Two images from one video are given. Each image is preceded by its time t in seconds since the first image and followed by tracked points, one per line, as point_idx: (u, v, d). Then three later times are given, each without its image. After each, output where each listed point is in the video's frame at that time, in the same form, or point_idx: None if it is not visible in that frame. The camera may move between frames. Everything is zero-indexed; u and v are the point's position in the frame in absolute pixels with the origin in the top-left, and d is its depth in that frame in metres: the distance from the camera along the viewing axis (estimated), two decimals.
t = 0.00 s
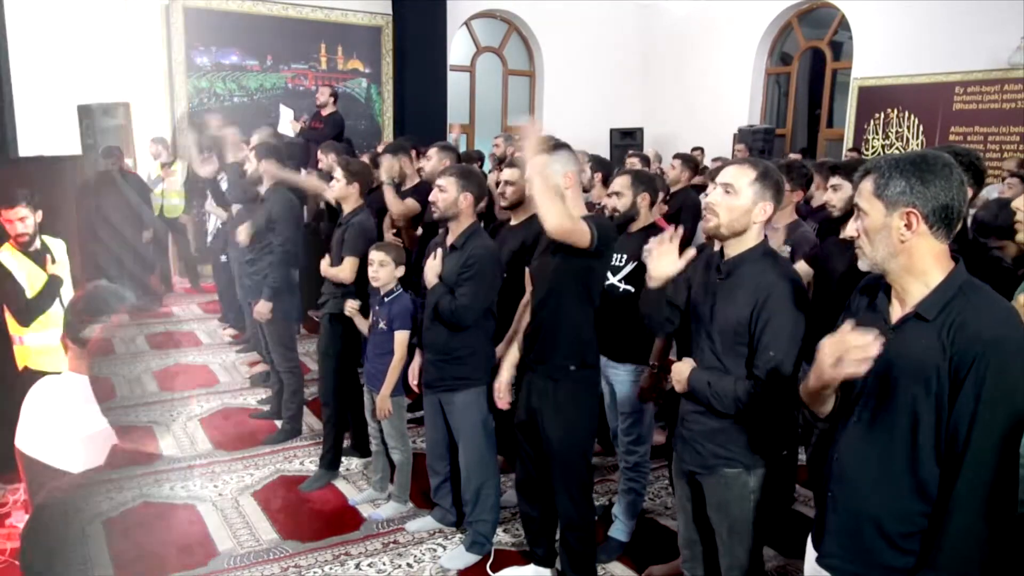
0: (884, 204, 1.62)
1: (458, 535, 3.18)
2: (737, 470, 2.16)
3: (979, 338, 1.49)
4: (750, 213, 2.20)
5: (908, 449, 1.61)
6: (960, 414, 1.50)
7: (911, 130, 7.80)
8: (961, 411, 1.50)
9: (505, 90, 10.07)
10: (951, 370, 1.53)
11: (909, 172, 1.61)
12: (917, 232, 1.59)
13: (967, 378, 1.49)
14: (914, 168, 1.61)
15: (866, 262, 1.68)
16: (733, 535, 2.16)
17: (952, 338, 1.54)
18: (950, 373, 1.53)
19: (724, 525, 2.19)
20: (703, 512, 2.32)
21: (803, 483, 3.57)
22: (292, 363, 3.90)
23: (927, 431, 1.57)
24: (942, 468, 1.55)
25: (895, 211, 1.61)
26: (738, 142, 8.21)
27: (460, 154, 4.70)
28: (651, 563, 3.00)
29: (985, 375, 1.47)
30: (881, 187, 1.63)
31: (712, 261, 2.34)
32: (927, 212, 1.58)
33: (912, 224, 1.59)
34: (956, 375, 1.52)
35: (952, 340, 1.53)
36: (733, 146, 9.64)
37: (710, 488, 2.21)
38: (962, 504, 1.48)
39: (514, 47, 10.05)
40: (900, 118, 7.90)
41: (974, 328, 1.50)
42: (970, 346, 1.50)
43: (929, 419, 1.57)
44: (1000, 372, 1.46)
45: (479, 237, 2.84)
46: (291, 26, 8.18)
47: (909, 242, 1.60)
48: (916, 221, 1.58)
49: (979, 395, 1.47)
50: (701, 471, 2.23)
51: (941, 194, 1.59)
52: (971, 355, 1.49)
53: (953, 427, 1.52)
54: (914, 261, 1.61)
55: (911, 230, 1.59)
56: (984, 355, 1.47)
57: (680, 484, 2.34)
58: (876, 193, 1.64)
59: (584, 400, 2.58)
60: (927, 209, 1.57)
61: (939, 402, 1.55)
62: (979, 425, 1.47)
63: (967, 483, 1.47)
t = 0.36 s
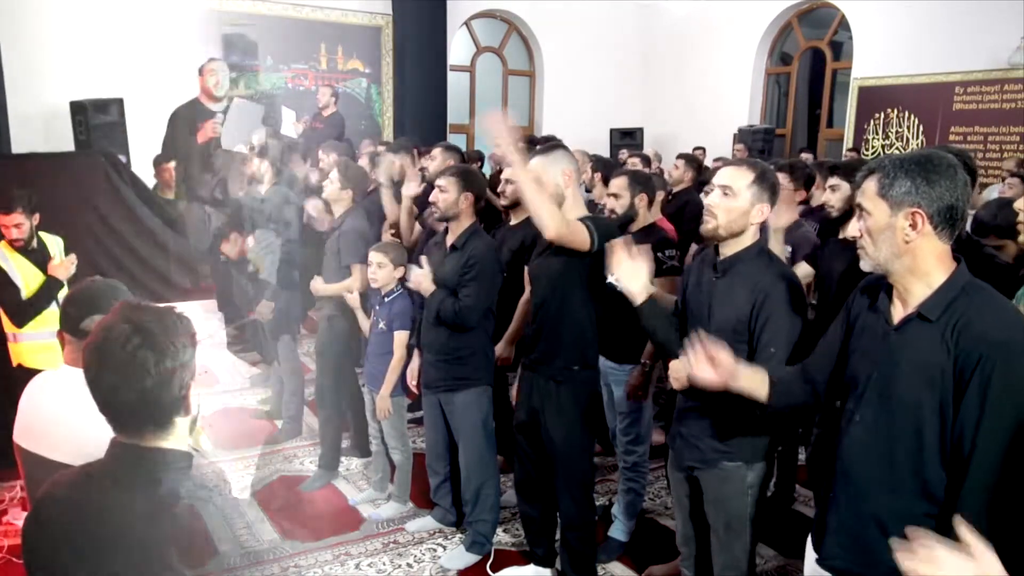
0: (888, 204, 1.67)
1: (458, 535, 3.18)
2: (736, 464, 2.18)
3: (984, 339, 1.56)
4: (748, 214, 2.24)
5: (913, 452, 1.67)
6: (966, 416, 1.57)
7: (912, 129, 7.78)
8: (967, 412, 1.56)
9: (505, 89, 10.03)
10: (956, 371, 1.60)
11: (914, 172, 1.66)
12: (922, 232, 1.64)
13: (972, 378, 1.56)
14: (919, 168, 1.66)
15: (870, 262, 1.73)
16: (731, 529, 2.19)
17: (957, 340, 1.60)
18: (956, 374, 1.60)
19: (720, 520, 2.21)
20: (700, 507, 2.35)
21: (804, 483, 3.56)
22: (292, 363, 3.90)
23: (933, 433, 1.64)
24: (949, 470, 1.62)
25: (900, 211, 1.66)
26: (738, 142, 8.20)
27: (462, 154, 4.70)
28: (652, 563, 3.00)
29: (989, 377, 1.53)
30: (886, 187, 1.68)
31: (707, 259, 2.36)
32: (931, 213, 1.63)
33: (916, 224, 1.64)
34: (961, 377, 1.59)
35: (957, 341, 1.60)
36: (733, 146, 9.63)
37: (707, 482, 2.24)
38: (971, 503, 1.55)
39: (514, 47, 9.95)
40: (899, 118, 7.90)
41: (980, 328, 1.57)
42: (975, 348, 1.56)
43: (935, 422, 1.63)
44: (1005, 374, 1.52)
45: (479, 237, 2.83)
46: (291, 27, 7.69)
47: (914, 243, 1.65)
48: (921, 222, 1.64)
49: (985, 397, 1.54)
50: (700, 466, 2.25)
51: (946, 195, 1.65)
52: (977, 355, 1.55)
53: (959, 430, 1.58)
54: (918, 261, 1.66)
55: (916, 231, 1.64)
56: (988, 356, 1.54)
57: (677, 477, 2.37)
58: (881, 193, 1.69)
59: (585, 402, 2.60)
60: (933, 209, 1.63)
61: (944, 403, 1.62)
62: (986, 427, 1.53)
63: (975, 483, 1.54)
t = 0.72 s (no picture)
0: (878, 203, 1.89)
1: (458, 535, 3.13)
2: (745, 467, 2.47)
3: (970, 338, 1.76)
4: (751, 213, 2.43)
5: (901, 447, 1.91)
6: (952, 409, 1.78)
7: (911, 128, 8.07)
8: (953, 405, 1.78)
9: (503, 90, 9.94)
10: (942, 368, 1.81)
11: (901, 173, 1.87)
12: (910, 229, 1.86)
13: (958, 374, 1.77)
14: (908, 170, 1.88)
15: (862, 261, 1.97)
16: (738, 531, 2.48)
17: (943, 337, 1.82)
18: (942, 372, 1.81)
19: (731, 522, 2.50)
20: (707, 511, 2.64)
21: (803, 482, 3.58)
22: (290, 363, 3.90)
23: (920, 427, 1.86)
24: (933, 463, 1.85)
25: (888, 210, 1.87)
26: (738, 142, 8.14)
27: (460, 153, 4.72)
28: (652, 563, 3.00)
29: (972, 373, 1.75)
30: (875, 187, 1.90)
31: (714, 256, 2.58)
32: (918, 211, 1.84)
33: (905, 222, 1.85)
34: (947, 372, 1.80)
35: (944, 340, 1.81)
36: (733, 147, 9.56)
37: (717, 484, 2.52)
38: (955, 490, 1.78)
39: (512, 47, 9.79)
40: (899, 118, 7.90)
41: (967, 327, 1.78)
42: (960, 347, 1.77)
43: (922, 415, 1.85)
44: (984, 370, 1.73)
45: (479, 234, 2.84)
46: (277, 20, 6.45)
47: (903, 240, 1.88)
48: (909, 219, 1.85)
49: (968, 391, 1.75)
50: (708, 468, 2.53)
51: (935, 194, 1.85)
52: (961, 354, 1.77)
53: (945, 420, 1.80)
54: (907, 260, 1.89)
55: (904, 229, 1.86)
56: (972, 353, 1.75)
57: (687, 485, 2.65)
58: (871, 192, 1.90)
59: (581, 403, 2.62)
60: (920, 208, 1.84)
61: (931, 398, 1.84)
62: (969, 421, 1.75)
63: (959, 472, 1.77)
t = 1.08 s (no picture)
0: (876, 204, 1.97)
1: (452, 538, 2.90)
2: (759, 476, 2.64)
3: (969, 339, 1.85)
4: (770, 215, 2.56)
5: (898, 446, 1.97)
6: (949, 409, 1.86)
7: (911, 129, 7.86)
8: (951, 406, 1.86)
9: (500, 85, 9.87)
10: (941, 368, 1.89)
11: (899, 175, 1.96)
12: (909, 230, 1.94)
13: (956, 375, 1.85)
14: (906, 171, 1.96)
15: (862, 261, 2.05)
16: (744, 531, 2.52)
17: (942, 339, 1.89)
18: (940, 372, 1.89)
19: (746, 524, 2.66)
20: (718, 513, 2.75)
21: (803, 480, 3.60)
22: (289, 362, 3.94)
23: (917, 427, 1.94)
24: (930, 462, 1.92)
25: (887, 211, 1.96)
26: (737, 142, 8.12)
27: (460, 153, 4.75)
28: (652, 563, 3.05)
29: (970, 374, 1.83)
30: (874, 188, 1.99)
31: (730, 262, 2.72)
32: (918, 212, 1.93)
33: (904, 223, 1.94)
34: (945, 372, 1.88)
35: (942, 341, 1.88)
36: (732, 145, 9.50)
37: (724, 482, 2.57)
38: (950, 490, 1.87)
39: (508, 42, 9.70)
40: (899, 118, 7.83)
41: (964, 328, 1.86)
42: (959, 348, 1.85)
43: (919, 415, 1.93)
44: (982, 372, 1.82)
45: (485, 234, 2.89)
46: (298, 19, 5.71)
47: (902, 241, 1.96)
48: (907, 220, 1.94)
49: (966, 391, 1.83)
50: (725, 477, 2.71)
51: (933, 195, 1.94)
52: (960, 354, 1.85)
53: (941, 420, 1.88)
54: (908, 261, 1.97)
55: (904, 230, 1.95)
56: (970, 354, 1.83)
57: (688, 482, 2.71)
58: (870, 193, 1.99)
59: (586, 400, 2.67)
60: (918, 209, 1.93)
61: (928, 399, 1.91)
62: (966, 421, 1.83)
63: (955, 472, 1.86)
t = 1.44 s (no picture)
0: (883, 207, 1.97)
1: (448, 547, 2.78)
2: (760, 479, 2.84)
3: (976, 339, 1.86)
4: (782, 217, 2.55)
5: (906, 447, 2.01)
6: (958, 412, 1.89)
7: (913, 129, 5.26)
8: (959, 408, 1.88)
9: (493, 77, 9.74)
10: (948, 371, 1.91)
11: (905, 176, 1.96)
12: (916, 232, 1.96)
13: (964, 378, 1.87)
14: (910, 172, 1.96)
15: (866, 262, 2.04)
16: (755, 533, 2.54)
17: (949, 341, 1.91)
18: (948, 375, 1.91)
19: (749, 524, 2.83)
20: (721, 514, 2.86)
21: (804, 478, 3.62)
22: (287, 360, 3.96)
23: (926, 431, 1.97)
24: (939, 466, 1.96)
25: (895, 212, 1.97)
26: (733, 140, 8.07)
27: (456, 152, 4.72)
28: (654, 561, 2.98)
29: (979, 376, 1.85)
30: (880, 189, 1.97)
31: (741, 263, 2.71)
32: (925, 212, 1.94)
33: (911, 225, 1.95)
34: (953, 375, 1.90)
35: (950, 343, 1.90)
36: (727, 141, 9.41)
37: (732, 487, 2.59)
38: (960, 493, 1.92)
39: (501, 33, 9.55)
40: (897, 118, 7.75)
41: (972, 329, 1.87)
42: (966, 349, 1.87)
43: (927, 417, 1.95)
44: (990, 373, 1.84)
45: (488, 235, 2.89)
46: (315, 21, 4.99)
47: (909, 242, 1.97)
48: (915, 222, 1.95)
49: (974, 394, 1.86)
50: (730, 481, 2.89)
51: (939, 195, 1.95)
52: (968, 356, 1.86)
53: (950, 424, 1.91)
54: (913, 262, 1.99)
55: (911, 231, 1.96)
56: (978, 356, 1.85)
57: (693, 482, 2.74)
58: (875, 195, 1.98)
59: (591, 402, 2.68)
60: (926, 210, 1.94)
61: (936, 402, 1.94)
62: (975, 423, 1.86)
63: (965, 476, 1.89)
